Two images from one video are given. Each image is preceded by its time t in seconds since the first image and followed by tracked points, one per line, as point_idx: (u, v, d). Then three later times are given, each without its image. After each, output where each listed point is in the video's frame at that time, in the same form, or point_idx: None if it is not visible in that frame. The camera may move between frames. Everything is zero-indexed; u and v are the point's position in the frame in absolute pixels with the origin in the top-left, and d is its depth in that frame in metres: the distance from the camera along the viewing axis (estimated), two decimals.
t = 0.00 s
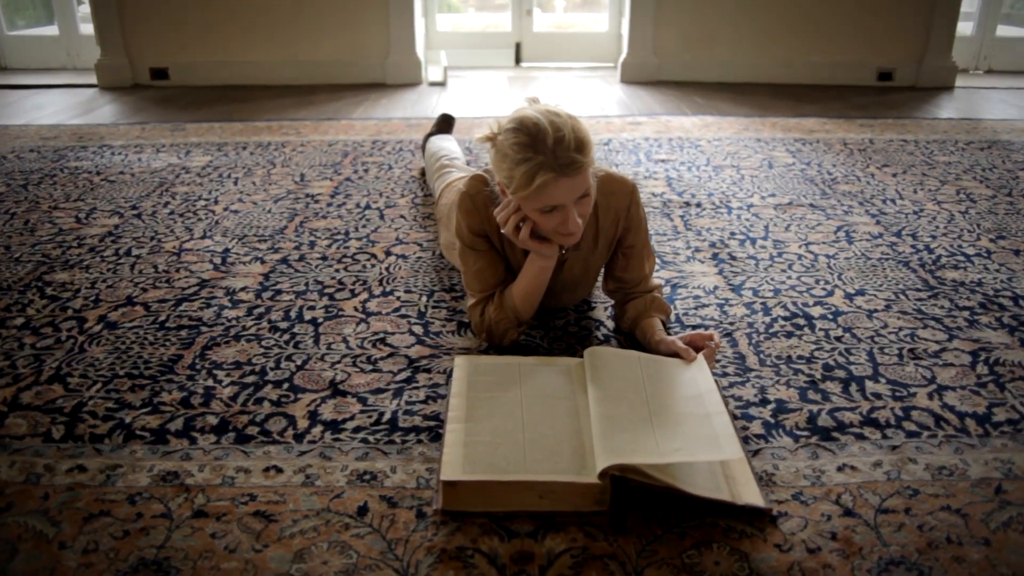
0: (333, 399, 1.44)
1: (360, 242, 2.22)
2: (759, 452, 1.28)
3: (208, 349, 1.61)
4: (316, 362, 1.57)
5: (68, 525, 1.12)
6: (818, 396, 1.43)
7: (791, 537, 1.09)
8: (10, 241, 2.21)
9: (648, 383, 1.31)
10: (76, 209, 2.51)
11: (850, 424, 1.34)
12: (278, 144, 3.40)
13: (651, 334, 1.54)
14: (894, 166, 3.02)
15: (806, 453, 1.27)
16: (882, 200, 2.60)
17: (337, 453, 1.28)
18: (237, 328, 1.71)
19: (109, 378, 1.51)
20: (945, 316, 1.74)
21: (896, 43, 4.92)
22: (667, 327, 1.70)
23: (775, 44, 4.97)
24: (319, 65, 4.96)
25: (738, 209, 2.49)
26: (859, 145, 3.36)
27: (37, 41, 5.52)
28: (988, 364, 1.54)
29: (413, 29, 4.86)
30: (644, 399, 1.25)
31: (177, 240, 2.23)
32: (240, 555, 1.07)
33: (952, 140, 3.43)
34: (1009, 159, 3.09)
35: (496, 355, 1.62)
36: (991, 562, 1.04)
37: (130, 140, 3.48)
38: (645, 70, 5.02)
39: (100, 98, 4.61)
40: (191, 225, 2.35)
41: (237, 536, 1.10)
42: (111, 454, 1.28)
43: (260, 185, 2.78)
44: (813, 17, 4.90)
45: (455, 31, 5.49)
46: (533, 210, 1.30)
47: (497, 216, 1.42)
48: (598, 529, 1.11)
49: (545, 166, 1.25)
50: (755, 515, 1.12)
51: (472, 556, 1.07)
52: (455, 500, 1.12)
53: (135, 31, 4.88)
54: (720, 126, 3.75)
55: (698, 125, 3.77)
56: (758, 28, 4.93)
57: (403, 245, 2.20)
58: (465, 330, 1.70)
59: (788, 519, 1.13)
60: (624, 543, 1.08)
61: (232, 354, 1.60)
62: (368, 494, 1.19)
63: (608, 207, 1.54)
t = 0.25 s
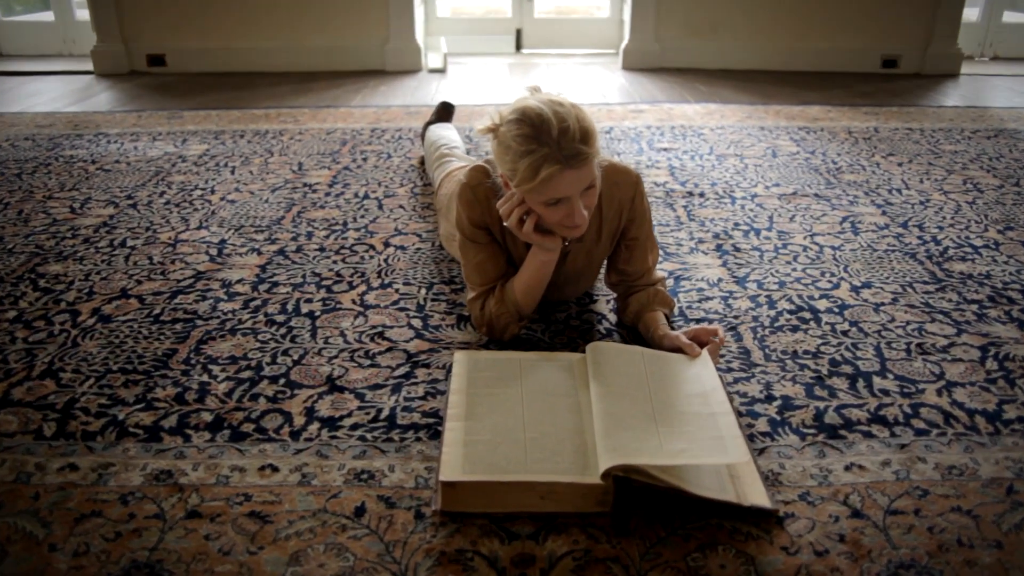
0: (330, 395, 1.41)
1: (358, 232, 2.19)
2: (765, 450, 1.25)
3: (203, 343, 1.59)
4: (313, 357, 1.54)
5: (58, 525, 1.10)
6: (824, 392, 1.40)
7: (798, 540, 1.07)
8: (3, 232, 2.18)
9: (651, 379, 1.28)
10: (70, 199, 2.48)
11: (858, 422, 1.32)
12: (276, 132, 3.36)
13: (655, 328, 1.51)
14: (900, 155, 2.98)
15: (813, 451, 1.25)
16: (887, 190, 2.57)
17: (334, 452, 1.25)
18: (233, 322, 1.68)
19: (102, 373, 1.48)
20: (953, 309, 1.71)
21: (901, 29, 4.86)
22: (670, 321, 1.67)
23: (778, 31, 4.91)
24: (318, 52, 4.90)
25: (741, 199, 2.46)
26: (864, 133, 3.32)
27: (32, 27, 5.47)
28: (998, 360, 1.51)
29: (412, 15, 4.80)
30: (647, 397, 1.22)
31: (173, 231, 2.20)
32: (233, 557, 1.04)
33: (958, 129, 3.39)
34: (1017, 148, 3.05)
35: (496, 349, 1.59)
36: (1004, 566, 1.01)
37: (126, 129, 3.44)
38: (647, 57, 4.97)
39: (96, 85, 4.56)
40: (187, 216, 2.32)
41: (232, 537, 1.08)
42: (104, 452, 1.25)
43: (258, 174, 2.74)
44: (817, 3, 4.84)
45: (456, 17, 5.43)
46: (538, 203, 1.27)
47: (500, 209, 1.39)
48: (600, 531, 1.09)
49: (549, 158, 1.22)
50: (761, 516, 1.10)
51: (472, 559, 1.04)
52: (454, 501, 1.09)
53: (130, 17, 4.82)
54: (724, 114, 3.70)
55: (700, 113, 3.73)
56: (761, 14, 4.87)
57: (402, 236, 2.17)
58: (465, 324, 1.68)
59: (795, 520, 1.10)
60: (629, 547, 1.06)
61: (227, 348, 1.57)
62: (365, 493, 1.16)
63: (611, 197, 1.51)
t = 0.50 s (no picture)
0: (327, 391, 1.39)
1: (357, 224, 2.16)
2: (770, 449, 1.23)
3: (199, 338, 1.56)
4: (310, 352, 1.51)
5: (50, 527, 1.08)
6: (831, 389, 1.38)
7: (805, 542, 1.04)
8: None
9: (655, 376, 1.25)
10: (65, 189, 2.44)
11: (865, 420, 1.29)
12: (273, 121, 3.32)
13: (658, 322, 1.48)
14: (905, 145, 2.94)
15: (820, 450, 1.22)
16: (893, 180, 2.53)
17: (331, 451, 1.23)
18: (229, 316, 1.65)
19: (96, 369, 1.45)
20: (961, 304, 1.69)
21: (906, 16, 4.80)
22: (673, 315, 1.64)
23: (782, 18, 4.85)
24: (316, 39, 4.85)
25: (745, 190, 2.42)
26: (869, 122, 3.28)
27: (27, 14, 5.40)
28: (1007, 355, 1.48)
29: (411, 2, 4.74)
30: (651, 394, 1.20)
31: (169, 222, 2.16)
32: (228, 560, 1.02)
33: (964, 117, 3.35)
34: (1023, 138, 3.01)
35: (497, 344, 1.56)
36: (1016, 570, 0.99)
37: (122, 117, 3.41)
38: (648, 44, 4.92)
39: (92, 73, 4.51)
40: (183, 206, 2.29)
41: (226, 540, 1.06)
42: (96, 450, 1.23)
43: (255, 164, 2.71)
44: None
45: (456, 3, 5.37)
46: (543, 197, 1.24)
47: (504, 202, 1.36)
48: (602, 533, 1.07)
49: (555, 152, 1.19)
50: (768, 518, 1.07)
51: (471, 562, 1.02)
52: (453, 502, 1.07)
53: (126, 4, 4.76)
54: (726, 103, 3.66)
55: (703, 102, 3.68)
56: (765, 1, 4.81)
57: (401, 227, 2.14)
58: (464, 318, 1.65)
59: (802, 522, 1.08)
60: (632, 550, 1.04)
61: (223, 342, 1.55)
62: (363, 493, 1.14)
63: (616, 189, 1.47)
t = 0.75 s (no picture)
0: (325, 389, 1.36)
1: (355, 216, 2.13)
2: (776, 449, 1.20)
3: (195, 333, 1.54)
4: (307, 347, 1.49)
5: (41, 529, 1.06)
6: (837, 387, 1.35)
7: (811, 545, 1.02)
8: None
9: (659, 373, 1.23)
10: (60, 180, 2.41)
11: (872, 418, 1.27)
12: (271, 110, 3.28)
13: (661, 319, 1.45)
14: (910, 135, 2.90)
15: (826, 450, 1.20)
16: (898, 171, 2.50)
17: (329, 450, 1.21)
18: (225, 310, 1.62)
19: (89, 365, 1.43)
20: (969, 298, 1.66)
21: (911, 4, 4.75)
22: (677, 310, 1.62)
23: (785, 5, 4.80)
24: (314, 28, 4.80)
25: (749, 181, 2.39)
26: (873, 112, 3.24)
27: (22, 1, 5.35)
28: (1016, 352, 1.46)
29: None
30: (655, 392, 1.17)
31: (165, 214, 2.14)
32: (223, 563, 1.00)
33: (970, 107, 3.31)
34: None
35: (497, 340, 1.54)
36: None
37: (119, 107, 3.37)
38: (650, 32, 4.87)
39: (89, 61, 4.47)
40: (179, 198, 2.26)
41: (221, 542, 1.03)
42: (89, 449, 1.21)
43: (252, 155, 2.68)
44: None
45: None
46: (550, 190, 1.21)
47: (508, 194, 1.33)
48: (605, 536, 1.04)
49: (562, 144, 1.16)
50: (774, 520, 1.05)
51: (471, 566, 1.00)
52: (453, 504, 1.05)
53: None
54: (729, 92, 3.62)
55: (706, 91, 3.64)
56: None
57: (400, 219, 2.11)
58: (464, 313, 1.62)
59: (808, 525, 1.06)
60: (635, 554, 1.02)
61: (218, 338, 1.52)
62: (361, 494, 1.12)
63: (623, 181, 1.44)
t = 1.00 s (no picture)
0: (322, 386, 1.34)
1: (354, 208, 2.11)
2: (781, 449, 1.18)
3: (190, 329, 1.51)
4: (305, 344, 1.47)
5: (33, 531, 1.04)
6: (843, 385, 1.33)
7: (818, 549, 1.00)
8: None
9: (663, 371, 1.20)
10: (55, 172, 2.38)
11: (879, 417, 1.25)
12: (269, 101, 3.25)
13: (664, 314, 1.43)
14: (915, 126, 2.87)
15: (832, 450, 1.18)
16: (903, 163, 2.47)
17: (326, 450, 1.19)
18: (221, 306, 1.60)
19: (83, 362, 1.41)
20: (977, 294, 1.64)
21: None
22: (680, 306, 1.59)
23: None
24: (313, 17, 4.75)
25: (752, 174, 2.37)
26: (878, 103, 3.21)
27: None
28: None
29: None
30: (659, 391, 1.15)
31: (161, 207, 2.11)
32: (217, 567, 0.98)
33: (975, 98, 3.27)
34: None
35: (498, 336, 1.51)
36: None
37: (116, 97, 3.33)
38: (651, 22, 4.83)
39: (86, 51, 4.43)
40: (175, 190, 2.23)
41: (216, 545, 1.02)
42: (83, 449, 1.19)
43: (250, 146, 2.65)
44: None
45: None
46: (557, 185, 1.19)
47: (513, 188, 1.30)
48: (607, 538, 1.03)
49: (570, 138, 1.13)
50: (779, 523, 1.03)
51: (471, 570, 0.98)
52: (452, 506, 1.03)
53: None
54: (732, 82, 3.58)
55: (708, 82, 3.61)
56: None
57: (399, 212, 2.08)
58: (464, 308, 1.60)
59: (814, 527, 1.04)
60: (638, 557, 1.00)
61: (215, 334, 1.50)
62: (358, 495, 1.10)
63: (627, 175, 1.42)
